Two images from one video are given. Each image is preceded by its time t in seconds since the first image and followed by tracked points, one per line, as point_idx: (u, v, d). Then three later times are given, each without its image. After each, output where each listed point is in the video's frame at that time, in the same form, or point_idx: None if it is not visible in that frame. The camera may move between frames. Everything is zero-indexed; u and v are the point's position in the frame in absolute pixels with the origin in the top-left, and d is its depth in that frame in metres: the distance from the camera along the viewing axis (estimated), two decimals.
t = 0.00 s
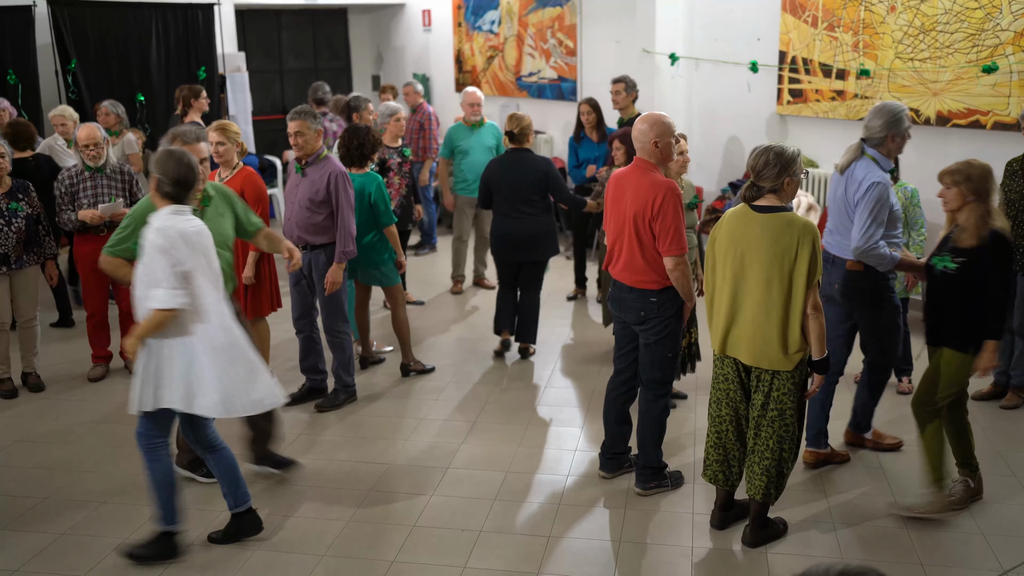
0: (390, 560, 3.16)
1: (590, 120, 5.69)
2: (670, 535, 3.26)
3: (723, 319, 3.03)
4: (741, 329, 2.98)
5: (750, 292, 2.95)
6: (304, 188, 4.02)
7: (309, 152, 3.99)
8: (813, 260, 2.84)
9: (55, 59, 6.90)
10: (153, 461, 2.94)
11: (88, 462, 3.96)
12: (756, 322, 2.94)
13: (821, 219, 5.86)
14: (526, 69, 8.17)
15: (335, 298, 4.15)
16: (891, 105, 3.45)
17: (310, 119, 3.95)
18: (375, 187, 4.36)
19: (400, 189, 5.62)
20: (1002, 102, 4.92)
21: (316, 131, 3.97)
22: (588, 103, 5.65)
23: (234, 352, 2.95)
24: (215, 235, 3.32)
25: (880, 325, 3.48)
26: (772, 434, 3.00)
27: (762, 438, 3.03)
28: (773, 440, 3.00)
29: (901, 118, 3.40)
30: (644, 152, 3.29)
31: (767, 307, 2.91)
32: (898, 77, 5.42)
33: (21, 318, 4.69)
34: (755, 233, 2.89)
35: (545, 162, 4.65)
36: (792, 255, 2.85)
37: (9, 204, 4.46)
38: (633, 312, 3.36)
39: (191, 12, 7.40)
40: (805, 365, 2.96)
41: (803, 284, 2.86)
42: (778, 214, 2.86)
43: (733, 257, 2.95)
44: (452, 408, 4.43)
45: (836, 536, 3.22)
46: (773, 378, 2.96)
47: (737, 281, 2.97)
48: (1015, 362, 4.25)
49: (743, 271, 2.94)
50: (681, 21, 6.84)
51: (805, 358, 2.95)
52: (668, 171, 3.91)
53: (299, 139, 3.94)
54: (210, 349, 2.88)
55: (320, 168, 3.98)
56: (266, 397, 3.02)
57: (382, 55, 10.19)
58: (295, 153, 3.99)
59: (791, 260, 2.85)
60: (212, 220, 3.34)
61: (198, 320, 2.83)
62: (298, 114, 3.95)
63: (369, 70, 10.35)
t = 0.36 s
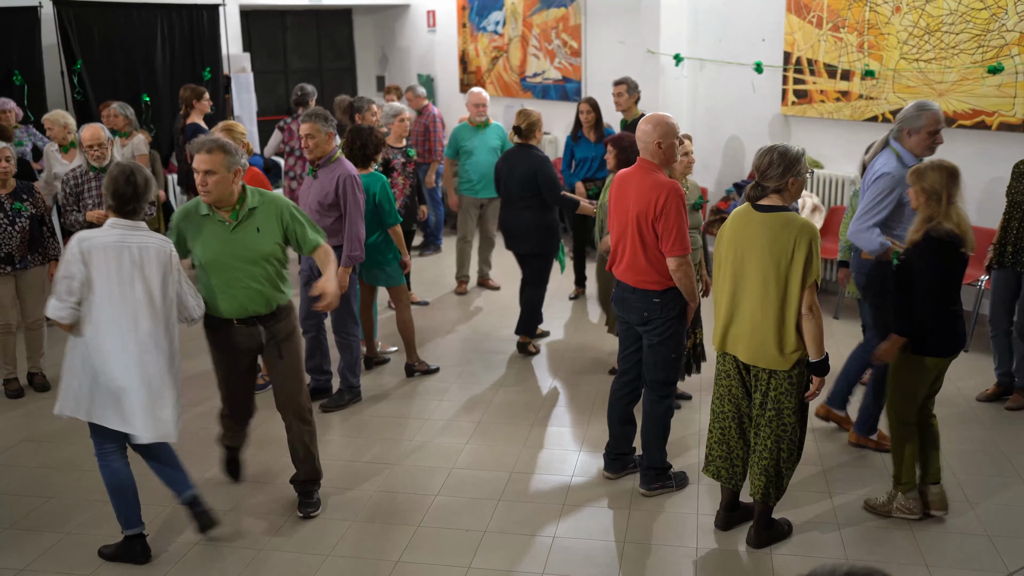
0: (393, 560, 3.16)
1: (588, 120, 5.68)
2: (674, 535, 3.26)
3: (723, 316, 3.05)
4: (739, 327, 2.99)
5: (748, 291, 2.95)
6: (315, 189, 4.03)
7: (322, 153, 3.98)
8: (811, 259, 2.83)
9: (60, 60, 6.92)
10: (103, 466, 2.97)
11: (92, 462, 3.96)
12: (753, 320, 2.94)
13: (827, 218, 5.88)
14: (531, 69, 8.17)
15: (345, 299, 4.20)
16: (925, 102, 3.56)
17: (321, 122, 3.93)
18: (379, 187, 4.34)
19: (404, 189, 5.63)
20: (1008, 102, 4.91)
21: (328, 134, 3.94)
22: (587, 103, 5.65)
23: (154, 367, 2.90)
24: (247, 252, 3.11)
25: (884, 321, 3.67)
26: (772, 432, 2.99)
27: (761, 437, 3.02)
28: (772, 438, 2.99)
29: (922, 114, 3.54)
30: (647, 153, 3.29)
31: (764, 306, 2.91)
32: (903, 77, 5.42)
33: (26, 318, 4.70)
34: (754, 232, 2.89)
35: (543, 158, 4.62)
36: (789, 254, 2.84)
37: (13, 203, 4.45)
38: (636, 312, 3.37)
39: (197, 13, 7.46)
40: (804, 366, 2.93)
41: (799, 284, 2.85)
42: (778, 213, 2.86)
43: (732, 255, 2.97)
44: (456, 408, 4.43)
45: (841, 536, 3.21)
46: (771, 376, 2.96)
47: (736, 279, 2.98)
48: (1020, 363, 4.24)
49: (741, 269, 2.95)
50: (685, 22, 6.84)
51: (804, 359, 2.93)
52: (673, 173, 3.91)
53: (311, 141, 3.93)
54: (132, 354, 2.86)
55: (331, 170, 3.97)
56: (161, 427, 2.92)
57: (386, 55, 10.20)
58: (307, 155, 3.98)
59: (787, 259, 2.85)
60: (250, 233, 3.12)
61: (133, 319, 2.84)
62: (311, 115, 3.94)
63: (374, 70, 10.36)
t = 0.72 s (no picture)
0: (407, 558, 3.17)
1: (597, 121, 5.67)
2: (688, 535, 3.26)
3: (732, 316, 3.05)
4: (748, 327, 3.00)
5: (755, 291, 2.95)
6: (329, 188, 4.05)
7: (338, 153, 3.99)
8: (817, 261, 2.80)
9: (77, 59, 6.97)
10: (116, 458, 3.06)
11: (108, 458, 3.99)
12: (760, 320, 2.94)
13: (841, 219, 5.82)
14: (545, 69, 8.16)
15: (356, 298, 4.17)
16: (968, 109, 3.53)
17: (338, 120, 3.94)
18: (393, 187, 4.35)
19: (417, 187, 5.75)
20: None
21: (344, 133, 3.96)
22: (597, 103, 5.63)
23: (147, 347, 2.98)
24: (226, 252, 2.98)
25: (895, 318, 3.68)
26: (783, 432, 2.98)
27: (773, 437, 3.01)
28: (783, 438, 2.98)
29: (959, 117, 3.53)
30: (661, 152, 3.28)
31: (769, 306, 2.91)
32: (920, 77, 5.39)
33: (44, 316, 4.74)
34: (764, 233, 2.88)
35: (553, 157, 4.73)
36: (795, 255, 2.82)
37: (30, 203, 4.52)
38: (648, 312, 3.36)
39: (212, 13, 7.49)
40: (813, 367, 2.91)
41: (805, 286, 2.83)
42: (787, 214, 2.84)
43: (742, 255, 2.96)
44: (470, 408, 4.44)
45: (856, 538, 3.19)
46: (780, 377, 2.95)
47: (745, 279, 2.98)
48: None
49: (750, 269, 2.95)
50: (700, 22, 6.82)
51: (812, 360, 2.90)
52: (687, 171, 3.90)
53: (327, 139, 3.94)
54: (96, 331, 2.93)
55: (345, 169, 3.98)
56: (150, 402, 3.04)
57: (401, 55, 10.23)
58: (322, 153, 3.99)
59: (793, 260, 2.83)
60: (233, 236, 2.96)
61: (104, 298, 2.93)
62: (328, 114, 3.96)
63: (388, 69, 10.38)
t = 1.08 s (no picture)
0: (427, 557, 3.17)
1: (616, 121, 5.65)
2: (709, 537, 3.24)
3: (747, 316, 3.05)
4: (761, 327, 2.99)
5: (768, 292, 2.94)
6: (347, 188, 4.07)
7: (357, 152, 4.03)
8: (831, 263, 2.78)
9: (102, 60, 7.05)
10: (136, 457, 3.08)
11: (131, 455, 4.02)
12: (773, 320, 2.94)
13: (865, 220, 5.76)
14: (566, 69, 8.15)
15: (374, 298, 4.18)
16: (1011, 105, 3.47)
17: (357, 121, 3.98)
18: (414, 186, 4.37)
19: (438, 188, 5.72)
20: None
21: (363, 133, 3.99)
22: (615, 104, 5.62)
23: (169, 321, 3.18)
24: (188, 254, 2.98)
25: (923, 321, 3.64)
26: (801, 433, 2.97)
27: (790, 439, 3.00)
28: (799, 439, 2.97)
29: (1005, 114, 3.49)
30: (681, 153, 3.27)
31: (781, 307, 2.90)
32: (944, 77, 5.34)
33: (70, 315, 4.79)
34: (778, 236, 2.87)
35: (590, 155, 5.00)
36: (807, 256, 2.80)
37: (56, 203, 4.55)
38: (668, 314, 3.35)
39: (235, 13, 7.53)
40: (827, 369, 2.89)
41: (817, 288, 2.81)
42: (801, 215, 2.83)
43: (757, 255, 2.96)
44: (490, 408, 4.44)
45: (878, 542, 3.17)
46: (794, 378, 2.94)
47: (759, 279, 2.97)
48: None
49: (764, 270, 2.94)
50: (722, 22, 6.80)
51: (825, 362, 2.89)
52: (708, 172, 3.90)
53: (346, 140, 3.98)
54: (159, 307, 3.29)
55: (363, 168, 4.02)
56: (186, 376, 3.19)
57: (422, 55, 10.26)
58: (342, 154, 4.03)
59: (806, 262, 2.81)
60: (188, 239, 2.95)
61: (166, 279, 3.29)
62: (347, 114, 3.99)
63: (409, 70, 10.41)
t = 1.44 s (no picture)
0: (449, 557, 3.18)
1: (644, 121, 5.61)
2: (732, 540, 3.23)
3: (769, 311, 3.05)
4: (779, 323, 2.99)
5: (788, 289, 2.93)
6: (364, 189, 4.09)
7: (371, 153, 4.05)
8: (847, 264, 2.75)
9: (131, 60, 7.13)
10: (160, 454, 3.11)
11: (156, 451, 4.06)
12: (790, 317, 2.93)
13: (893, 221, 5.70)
14: (591, 69, 8.14)
15: (394, 297, 4.19)
16: None
17: (371, 122, 3.98)
18: (439, 186, 4.39)
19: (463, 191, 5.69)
20: None
21: (377, 133, 4.01)
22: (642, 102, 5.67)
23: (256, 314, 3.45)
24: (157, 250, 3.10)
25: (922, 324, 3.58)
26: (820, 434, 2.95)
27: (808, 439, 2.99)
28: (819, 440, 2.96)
29: None
30: (706, 153, 3.26)
31: (797, 304, 2.89)
32: (975, 77, 5.27)
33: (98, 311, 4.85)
34: (800, 234, 2.86)
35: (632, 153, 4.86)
36: (824, 256, 2.78)
37: (83, 199, 4.60)
38: (692, 315, 3.33)
39: (262, 13, 7.60)
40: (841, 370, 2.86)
41: (832, 288, 2.79)
42: (825, 215, 2.81)
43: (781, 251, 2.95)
44: (512, 407, 4.45)
45: (903, 547, 3.14)
46: (810, 377, 2.93)
47: (781, 275, 2.96)
48: None
49: (786, 266, 2.93)
50: (749, 22, 6.76)
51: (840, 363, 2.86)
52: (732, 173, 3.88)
53: (362, 142, 4.00)
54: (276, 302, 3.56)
55: (378, 169, 4.04)
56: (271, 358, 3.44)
57: (447, 55, 10.29)
58: (357, 155, 4.05)
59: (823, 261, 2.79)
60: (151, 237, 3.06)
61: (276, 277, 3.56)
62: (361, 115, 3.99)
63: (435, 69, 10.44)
